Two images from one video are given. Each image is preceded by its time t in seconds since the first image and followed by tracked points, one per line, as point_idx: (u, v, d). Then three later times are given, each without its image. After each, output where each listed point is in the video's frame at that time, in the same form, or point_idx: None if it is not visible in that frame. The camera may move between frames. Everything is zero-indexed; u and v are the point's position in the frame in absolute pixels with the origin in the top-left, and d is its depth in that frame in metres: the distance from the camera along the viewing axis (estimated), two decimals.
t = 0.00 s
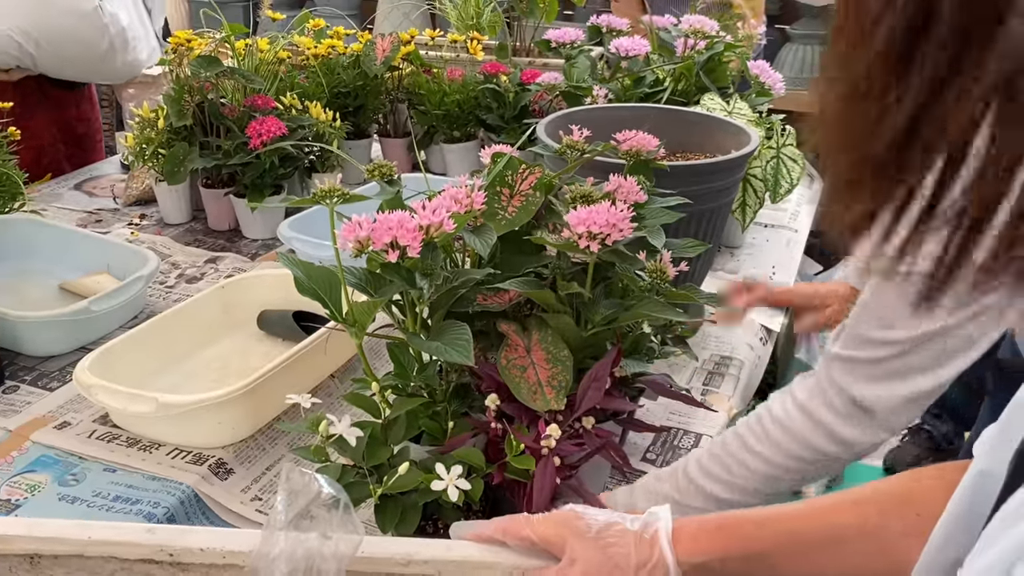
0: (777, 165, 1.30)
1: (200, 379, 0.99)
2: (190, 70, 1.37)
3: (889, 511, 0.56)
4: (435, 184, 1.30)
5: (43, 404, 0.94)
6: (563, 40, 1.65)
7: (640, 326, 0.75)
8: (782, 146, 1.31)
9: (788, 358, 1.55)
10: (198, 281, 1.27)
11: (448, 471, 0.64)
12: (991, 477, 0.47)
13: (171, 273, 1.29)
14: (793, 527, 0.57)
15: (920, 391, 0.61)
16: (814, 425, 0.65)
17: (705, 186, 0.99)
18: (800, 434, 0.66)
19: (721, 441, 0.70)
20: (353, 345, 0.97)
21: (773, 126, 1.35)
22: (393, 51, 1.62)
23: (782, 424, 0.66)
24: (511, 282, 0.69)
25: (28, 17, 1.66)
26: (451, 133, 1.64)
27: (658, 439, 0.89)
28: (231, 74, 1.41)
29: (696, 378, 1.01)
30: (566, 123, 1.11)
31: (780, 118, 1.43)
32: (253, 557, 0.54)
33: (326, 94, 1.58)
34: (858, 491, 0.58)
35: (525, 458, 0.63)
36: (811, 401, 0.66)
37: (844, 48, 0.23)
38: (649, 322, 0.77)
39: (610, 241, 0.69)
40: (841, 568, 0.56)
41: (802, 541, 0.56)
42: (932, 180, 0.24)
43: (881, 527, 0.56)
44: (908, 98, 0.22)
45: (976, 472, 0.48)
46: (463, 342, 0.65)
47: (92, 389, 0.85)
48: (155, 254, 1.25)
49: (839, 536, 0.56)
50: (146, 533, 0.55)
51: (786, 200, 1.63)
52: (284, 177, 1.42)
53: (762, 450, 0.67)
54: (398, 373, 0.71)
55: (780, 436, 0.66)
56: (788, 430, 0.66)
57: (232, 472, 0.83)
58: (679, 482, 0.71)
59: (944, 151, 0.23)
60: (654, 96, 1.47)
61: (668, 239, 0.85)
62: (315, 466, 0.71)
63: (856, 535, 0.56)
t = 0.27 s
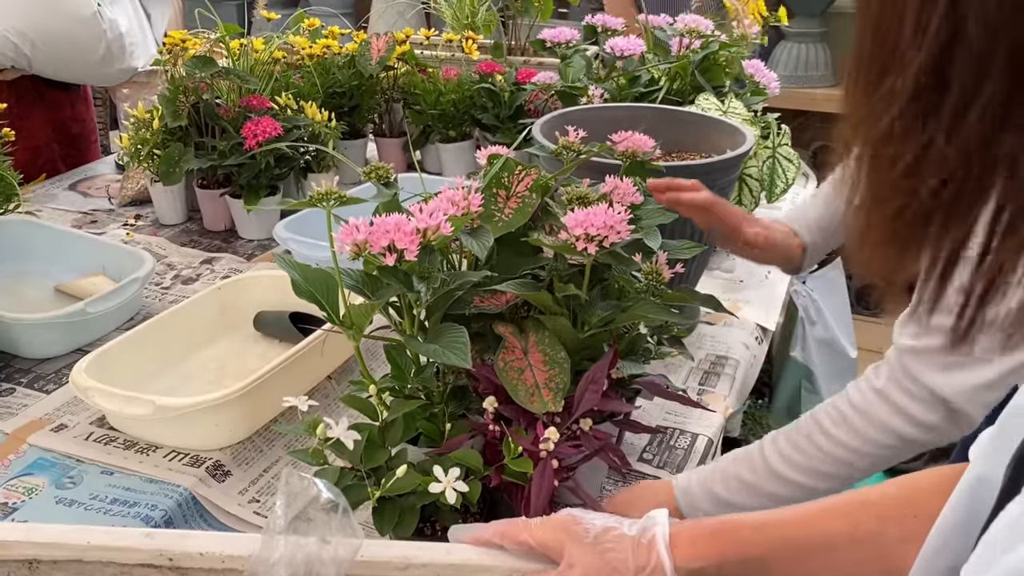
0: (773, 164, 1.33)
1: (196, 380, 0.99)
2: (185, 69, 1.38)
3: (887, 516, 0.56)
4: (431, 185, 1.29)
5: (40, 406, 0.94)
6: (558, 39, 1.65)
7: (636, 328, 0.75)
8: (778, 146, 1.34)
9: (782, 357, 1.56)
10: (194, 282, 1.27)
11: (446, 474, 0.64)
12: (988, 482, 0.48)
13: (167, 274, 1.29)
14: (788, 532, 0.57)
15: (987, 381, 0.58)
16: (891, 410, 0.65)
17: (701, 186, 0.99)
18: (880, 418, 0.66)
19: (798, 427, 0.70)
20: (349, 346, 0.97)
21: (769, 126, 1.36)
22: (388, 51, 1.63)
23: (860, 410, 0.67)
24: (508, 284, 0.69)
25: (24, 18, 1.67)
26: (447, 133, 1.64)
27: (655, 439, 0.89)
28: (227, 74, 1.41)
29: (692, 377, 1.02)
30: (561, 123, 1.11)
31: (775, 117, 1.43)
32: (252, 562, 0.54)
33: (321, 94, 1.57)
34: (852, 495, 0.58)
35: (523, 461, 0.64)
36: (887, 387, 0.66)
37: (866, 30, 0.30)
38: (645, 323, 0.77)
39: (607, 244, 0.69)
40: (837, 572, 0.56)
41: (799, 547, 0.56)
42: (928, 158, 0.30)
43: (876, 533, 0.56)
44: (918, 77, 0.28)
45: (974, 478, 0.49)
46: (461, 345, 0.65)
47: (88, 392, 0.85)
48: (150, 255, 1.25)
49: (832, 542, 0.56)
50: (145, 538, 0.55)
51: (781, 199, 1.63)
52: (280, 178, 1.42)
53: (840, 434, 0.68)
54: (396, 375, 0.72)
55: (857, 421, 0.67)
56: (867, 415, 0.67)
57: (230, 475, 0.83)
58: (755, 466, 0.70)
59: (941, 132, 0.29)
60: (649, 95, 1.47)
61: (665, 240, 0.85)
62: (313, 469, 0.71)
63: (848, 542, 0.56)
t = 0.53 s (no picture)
0: (766, 161, 1.32)
1: (191, 380, 0.98)
2: (178, 69, 1.36)
3: (884, 522, 0.57)
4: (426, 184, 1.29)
5: (35, 407, 0.93)
6: (552, 37, 1.64)
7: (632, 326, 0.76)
8: (771, 143, 1.33)
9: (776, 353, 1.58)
10: (188, 281, 1.26)
11: (443, 474, 0.65)
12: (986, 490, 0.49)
13: (161, 273, 1.29)
14: (790, 534, 0.58)
15: None
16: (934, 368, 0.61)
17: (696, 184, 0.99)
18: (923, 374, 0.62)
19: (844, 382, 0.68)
20: (345, 346, 0.96)
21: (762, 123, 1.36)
22: (382, 48, 1.62)
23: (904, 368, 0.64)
24: (505, 285, 0.69)
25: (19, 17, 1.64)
26: (441, 130, 1.64)
27: (650, 437, 0.90)
28: (220, 72, 1.41)
29: (687, 375, 1.02)
30: (557, 121, 1.11)
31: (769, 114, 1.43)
32: (250, 564, 0.54)
33: (315, 92, 1.58)
34: (851, 501, 0.59)
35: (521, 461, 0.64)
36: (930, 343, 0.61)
37: (874, 15, 0.25)
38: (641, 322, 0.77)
39: (603, 244, 0.69)
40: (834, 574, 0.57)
41: (801, 548, 0.57)
42: (922, 172, 0.26)
43: (873, 538, 0.56)
44: (922, 78, 0.25)
45: (971, 485, 0.49)
46: (457, 346, 0.65)
47: (84, 393, 0.85)
48: (145, 255, 1.25)
49: (831, 547, 0.57)
50: (142, 541, 0.55)
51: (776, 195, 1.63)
52: (274, 176, 1.42)
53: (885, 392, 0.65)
54: (392, 375, 0.72)
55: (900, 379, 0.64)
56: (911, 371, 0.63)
57: (226, 475, 0.83)
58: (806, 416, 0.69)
59: (947, 138, 0.25)
60: (643, 93, 1.47)
61: (660, 239, 0.85)
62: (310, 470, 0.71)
63: (846, 547, 0.56)
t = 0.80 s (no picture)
0: (761, 157, 1.33)
1: (188, 380, 0.98)
2: (172, 65, 1.37)
3: (888, 527, 0.58)
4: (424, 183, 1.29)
5: (32, 408, 0.93)
6: (548, 33, 1.64)
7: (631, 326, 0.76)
8: (767, 139, 1.34)
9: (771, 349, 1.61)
10: (184, 280, 1.26)
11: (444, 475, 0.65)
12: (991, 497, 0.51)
13: (157, 272, 1.28)
14: (792, 539, 0.57)
15: None
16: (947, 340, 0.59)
17: (693, 181, 0.99)
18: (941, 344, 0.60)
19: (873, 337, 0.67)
20: (342, 345, 0.96)
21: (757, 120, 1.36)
22: (377, 44, 1.62)
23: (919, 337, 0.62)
24: (505, 285, 0.69)
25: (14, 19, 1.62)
26: (436, 127, 1.63)
27: (648, 435, 0.90)
28: (214, 70, 1.40)
29: (684, 372, 1.02)
30: (554, 118, 1.11)
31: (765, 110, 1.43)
32: (255, 569, 0.54)
33: (309, 89, 1.57)
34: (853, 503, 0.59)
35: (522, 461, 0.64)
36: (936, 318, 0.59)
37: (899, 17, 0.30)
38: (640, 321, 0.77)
39: (603, 244, 0.69)
40: None
41: (804, 553, 0.57)
42: (931, 154, 0.31)
43: (876, 543, 0.57)
44: (934, 71, 0.30)
45: (977, 492, 0.51)
46: (458, 346, 0.65)
47: (81, 394, 0.84)
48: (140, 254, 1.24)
49: (834, 550, 0.57)
50: (145, 546, 0.55)
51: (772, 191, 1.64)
52: (269, 174, 1.41)
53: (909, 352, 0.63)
54: (392, 376, 0.72)
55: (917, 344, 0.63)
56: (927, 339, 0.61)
57: (225, 476, 0.83)
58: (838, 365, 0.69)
59: (956, 123, 0.30)
60: (639, 89, 1.47)
61: (658, 237, 0.85)
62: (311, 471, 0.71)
63: (850, 551, 0.57)
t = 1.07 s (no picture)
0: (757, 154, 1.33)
1: (186, 380, 0.98)
2: (166, 64, 1.35)
3: (889, 532, 0.58)
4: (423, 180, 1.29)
5: (29, 409, 0.93)
6: (544, 29, 1.63)
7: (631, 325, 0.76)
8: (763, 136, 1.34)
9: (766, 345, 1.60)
10: (179, 279, 1.25)
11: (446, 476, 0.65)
12: (999, 502, 0.52)
13: (152, 271, 1.28)
14: (793, 544, 0.57)
15: None
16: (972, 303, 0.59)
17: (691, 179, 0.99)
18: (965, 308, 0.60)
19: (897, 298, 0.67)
20: (340, 344, 0.96)
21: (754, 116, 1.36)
22: (372, 40, 1.61)
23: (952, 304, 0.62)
24: (506, 285, 0.69)
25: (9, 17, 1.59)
26: (432, 123, 1.63)
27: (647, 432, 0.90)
28: (209, 67, 1.39)
29: (682, 370, 1.02)
30: (551, 116, 1.11)
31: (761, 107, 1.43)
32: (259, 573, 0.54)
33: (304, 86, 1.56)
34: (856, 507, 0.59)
35: (523, 462, 0.64)
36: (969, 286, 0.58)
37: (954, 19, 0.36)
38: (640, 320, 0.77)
39: (603, 244, 0.69)
40: None
41: (805, 557, 0.57)
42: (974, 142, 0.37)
43: (880, 547, 0.57)
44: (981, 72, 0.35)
45: (985, 498, 0.52)
46: (458, 348, 0.65)
47: (79, 396, 0.84)
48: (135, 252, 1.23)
49: (838, 554, 0.57)
50: (147, 551, 0.55)
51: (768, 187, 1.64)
52: (264, 171, 1.40)
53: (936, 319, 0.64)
54: (392, 377, 0.71)
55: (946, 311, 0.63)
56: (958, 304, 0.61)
57: (224, 477, 0.83)
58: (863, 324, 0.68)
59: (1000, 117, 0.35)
60: (636, 85, 1.47)
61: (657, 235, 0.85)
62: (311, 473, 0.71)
63: (854, 554, 0.57)
